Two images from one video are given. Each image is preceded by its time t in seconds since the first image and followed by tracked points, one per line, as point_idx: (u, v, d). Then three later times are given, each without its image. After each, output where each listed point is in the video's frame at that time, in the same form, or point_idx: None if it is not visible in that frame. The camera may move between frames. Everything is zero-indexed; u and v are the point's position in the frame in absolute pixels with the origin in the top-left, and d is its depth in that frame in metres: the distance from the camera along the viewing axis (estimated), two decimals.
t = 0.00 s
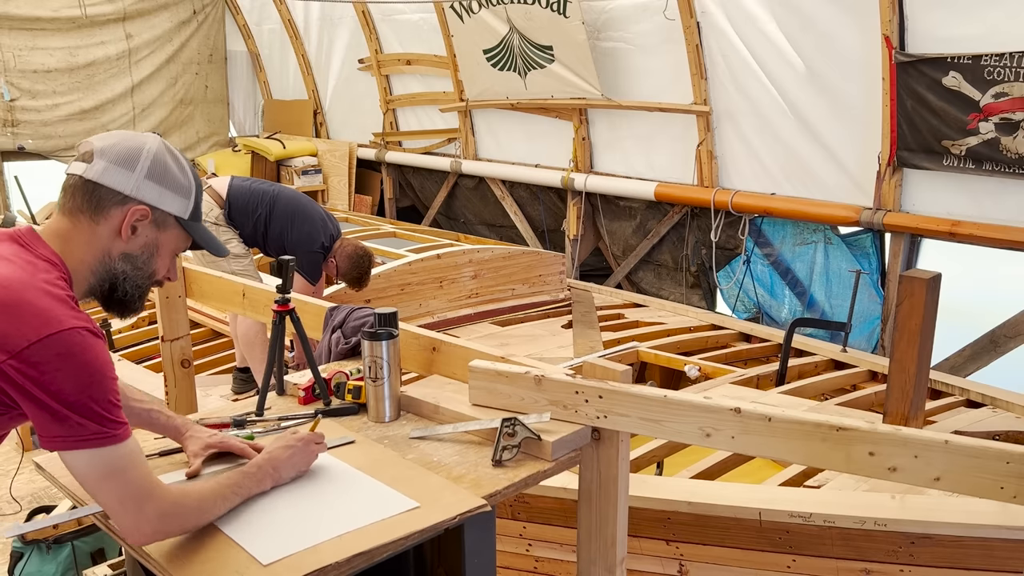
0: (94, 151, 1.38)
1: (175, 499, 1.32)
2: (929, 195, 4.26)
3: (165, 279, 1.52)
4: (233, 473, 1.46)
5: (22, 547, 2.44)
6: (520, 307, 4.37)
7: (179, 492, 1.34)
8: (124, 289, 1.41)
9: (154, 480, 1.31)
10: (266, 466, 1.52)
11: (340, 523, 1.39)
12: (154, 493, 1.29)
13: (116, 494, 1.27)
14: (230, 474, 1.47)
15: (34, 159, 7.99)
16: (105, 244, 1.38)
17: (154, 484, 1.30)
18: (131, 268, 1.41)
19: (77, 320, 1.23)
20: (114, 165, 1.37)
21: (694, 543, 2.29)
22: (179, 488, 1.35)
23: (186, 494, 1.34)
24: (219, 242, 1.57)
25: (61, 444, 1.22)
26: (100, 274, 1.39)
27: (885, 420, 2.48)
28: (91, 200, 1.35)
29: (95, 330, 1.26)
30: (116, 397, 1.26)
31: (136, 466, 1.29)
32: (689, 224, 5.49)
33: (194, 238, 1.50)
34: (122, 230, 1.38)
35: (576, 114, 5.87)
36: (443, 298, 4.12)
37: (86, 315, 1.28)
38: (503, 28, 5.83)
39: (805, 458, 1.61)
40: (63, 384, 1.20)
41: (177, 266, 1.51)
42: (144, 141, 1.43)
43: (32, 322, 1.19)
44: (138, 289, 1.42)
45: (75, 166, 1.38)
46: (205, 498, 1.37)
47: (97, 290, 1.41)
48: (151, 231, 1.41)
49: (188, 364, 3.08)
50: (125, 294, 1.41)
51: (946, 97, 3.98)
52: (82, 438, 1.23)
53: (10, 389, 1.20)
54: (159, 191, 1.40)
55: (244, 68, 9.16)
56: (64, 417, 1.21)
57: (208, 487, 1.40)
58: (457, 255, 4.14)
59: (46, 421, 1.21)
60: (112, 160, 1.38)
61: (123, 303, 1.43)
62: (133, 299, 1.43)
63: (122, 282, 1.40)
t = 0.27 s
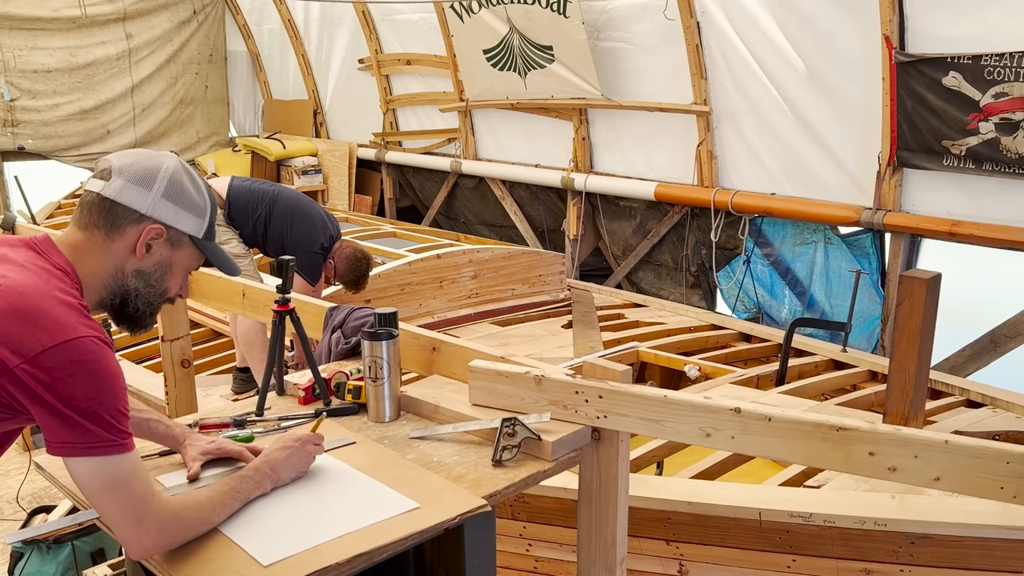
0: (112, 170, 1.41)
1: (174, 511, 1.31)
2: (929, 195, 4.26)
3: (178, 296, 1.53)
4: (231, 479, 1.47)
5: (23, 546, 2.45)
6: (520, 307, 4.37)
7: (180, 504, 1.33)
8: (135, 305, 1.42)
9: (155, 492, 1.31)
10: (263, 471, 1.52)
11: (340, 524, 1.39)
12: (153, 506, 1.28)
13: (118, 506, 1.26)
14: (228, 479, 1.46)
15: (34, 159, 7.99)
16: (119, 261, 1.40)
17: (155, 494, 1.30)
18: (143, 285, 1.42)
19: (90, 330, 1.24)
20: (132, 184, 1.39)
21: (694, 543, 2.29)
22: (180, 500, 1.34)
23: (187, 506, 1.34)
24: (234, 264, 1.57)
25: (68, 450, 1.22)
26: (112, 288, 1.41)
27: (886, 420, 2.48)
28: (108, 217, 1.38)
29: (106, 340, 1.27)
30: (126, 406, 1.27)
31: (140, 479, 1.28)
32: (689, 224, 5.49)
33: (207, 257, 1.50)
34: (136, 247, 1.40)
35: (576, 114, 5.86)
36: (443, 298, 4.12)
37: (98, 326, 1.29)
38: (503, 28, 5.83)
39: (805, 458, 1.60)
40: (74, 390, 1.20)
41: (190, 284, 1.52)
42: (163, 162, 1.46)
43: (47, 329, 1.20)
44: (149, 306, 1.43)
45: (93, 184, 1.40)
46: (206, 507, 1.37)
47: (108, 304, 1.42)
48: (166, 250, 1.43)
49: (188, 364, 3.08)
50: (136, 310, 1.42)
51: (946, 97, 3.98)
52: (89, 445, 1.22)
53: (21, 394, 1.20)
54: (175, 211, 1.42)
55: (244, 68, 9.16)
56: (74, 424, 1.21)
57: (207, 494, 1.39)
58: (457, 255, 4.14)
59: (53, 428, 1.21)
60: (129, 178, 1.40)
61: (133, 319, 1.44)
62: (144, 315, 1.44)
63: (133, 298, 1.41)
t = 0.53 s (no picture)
0: (125, 182, 1.42)
1: (176, 513, 1.32)
2: (929, 195, 4.26)
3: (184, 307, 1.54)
4: (231, 479, 1.47)
5: (23, 546, 2.45)
6: (520, 307, 4.37)
7: (181, 506, 1.34)
8: (143, 316, 1.43)
9: (157, 494, 1.31)
10: (263, 471, 1.52)
11: (340, 524, 1.39)
12: (155, 508, 1.28)
13: (122, 508, 1.26)
14: (228, 479, 1.46)
15: (34, 158, 7.99)
16: (130, 272, 1.40)
17: (159, 496, 1.30)
18: (152, 296, 1.43)
19: (97, 331, 1.24)
20: (145, 197, 1.40)
21: (694, 543, 2.29)
22: (181, 502, 1.34)
23: (188, 508, 1.34)
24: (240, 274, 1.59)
25: (75, 450, 1.22)
26: (120, 299, 1.41)
27: (885, 420, 2.48)
28: (119, 229, 1.38)
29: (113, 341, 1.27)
30: (131, 407, 1.27)
31: (143, 480, 1.28)
32: (689, 224, 5.49)
33: (216, 270, 1.52)
34: (147, 259, 1.41)
35: (576, 114, 5.86)
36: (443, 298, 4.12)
37: (105, 327, 1.28)
38: (503, 28, 5.83)
39: (805, 458, 1.61)
40: (82, 390, 1.20)
41: (198, 296, 1.53)
42: (175, 174, 1.47)
43: (55, 328, 1.20)
44: (157, 318, 1.44)
45: (105, 196, 1.41)
46: (207, 508, 1.37)
47: (115, 313, 1.42)
48: (176, 262, 1.44)
49: (188, 364, 3.07)
50: (144, 321, 1.43)
51: (946, 97, 3.98)
52: (94, 446, 1.22)
53: (28, 394, 1.19)
54: (187, 225, 1.43)
55: (244, 68, 9.16)
56: (80, 424, 1.21)
57: (207, 494, 1.39)
58: (457, 255, 4.14)
59: (59, 428, 1.21)
60: (142, 192, 1.41)
61: (141, 330, 1.44)
62: (151, 326, 1.45)
63: (142, 310, 1.42)
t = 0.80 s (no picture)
0: (130, 186, 1.42)
1: (177, 513, 1.32)
2: (929, 195, 4.26)
3: (186, 313, 1.54)
4: (231, 479, 1.47)
5: (22, 547, 2.44)
6: (520, 307, 4.37)
7: (181, 505, 1.33)
8: (146, 321, 1.43)
9: (158, 494, 1.31)
10: (264, 471, 1.52)
11: (340, 524, 1.39)
12: (156, 508, 1.28)
13: (123, 508, 1.26)
14: (228, 479, 1.46)
15: (34, 158, 7.99)
16: (133, 277, 1.41)
17: (160, 496, 1.30)
18: (155, 301, 1.43)
19: (100, 330, 1.24)
20: (149, 202, 1.40)
21: (694, 543, 2.29)
22: (181, 502, 1.34)
23: (188, 508, 1.34)
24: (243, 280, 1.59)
25: (78, 451, 1.22)
26: (123, 303, 1.41)
27: (885, 420, 2.48)
28: (123, 234, 1.39)
29: (116, 341, 1.27)
30: (134, 407, 1.27)
31: (144, 480, 1.28)
32: (689, 224, 5.49)
33: (218, 276, 1.53)
34: (150, 264, 1.41)
35: (576, 114, 5.87)
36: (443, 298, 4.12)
37: (107, 327, 1.28)
38: (503, 28, 5.83)
39: (805, 458, 1.61)
40: (85, 390, 1.20)
41: (200, 301, 1.53)
42: (180, 180, 1.47)
43: (57, 329, 1.20)
44: (158, 322, 1.45)
45: (109, 200, 1.41)
46: (207, 507, 1.37)
47: (117, 316, 1.42)
48: (179, 268, 1.44)
49: (188, 364, 3.07)
50: (145, 325, 1.43)
51: (946, 97, 3.98)
52: (97, 446, 1.22)
53: (31, 395, 1.19)
54: (191, 231, 1.43)
55: (244, 68, 9.16)
56: (82, 424, 1.21)
57: (207, 495, 1.39)
58: (457, 255, 4.14)
59: (61, 428, 1.21)
60: (147, 196, 1.41)
61: (142, 334, 1.44)
62: (152, 330, 1.45)
63: (144, 314, 1.42)
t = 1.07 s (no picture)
0: (130, 190, 1.42)
1: (177, 513, 1.32)
2: (929, 195, 4.26)
3: (186, 316, 1.54)
4: (231, 480, 1.47)
5: (22, 547, 2.44)
6: (520, 307, 4.37)
7: (181, 505, 1.34)
8: (145, 323, 1.43)
9: (158, 494, 1.31)
10: (264, 470, 1.52)
11: (340, 524, 1.39)
12: (156, 508, 1.29)
13: (123, 508, 1.26)
14: (228, 479, 1.47)
15: (34, 158, 7.99)
16: (133, 280, 1.40)
17: (160, 496, 1.30)
18: (154, 304, 1.43)
19: (100, 330, 1.23)
20: (149, 206, 1.40)
21: (694, 543, 2.29)
22: (180, 502, 1.34)
23: (188, 508, 1.34)
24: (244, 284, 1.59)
25: (78, 451, 1.22)
26: (122, 305, 1.41)
27: (885, 420, 2.48)
28: (123, 237, 1.39)
29: (116, 341, 1.27)
30: (134, 406, 1.27)
31: (144, 480, 1.29)
32: (689, 224, 5.49)
33: (218, 279, 1.52)
34: (150, 267, 1.41)
35: (576, 114, 5.87)
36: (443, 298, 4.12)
37: (108, 328, 1.28)
38: (503, 28, 5.84)
39: (805, 458, 1.61)
40: (85, 390, 1.20)
41: (200, 305, 1.53)
42: (180, 184, 1.47)
43: (58, 328, 1.20)
44: (157, 325, 1.44)
45: (110, 204, 1.41)
46: (206, 507, 1.37)
47: (117, 319, 1.42)
48: (179, 271, 1.44)
49: (188, 364, 3.07)
50: (145, 328, 1.43)
51: (946, 97, 3.98)
52: (97, 446, 1.22)
53: (31, 395, 1.19)
54: (191, 235, 1.43)
55: (244, 68, 9.16)
56: (82, 424, 1.21)
57: (207, 495, 1.39)
58: (457, 255, 4.14)
59: (62, 428, 1.21)
60: (147, 200, 1.41)
61: (141, 337, 1.44)
62: (152, 333, 1.45)
63: (143, 317, 1.42)
